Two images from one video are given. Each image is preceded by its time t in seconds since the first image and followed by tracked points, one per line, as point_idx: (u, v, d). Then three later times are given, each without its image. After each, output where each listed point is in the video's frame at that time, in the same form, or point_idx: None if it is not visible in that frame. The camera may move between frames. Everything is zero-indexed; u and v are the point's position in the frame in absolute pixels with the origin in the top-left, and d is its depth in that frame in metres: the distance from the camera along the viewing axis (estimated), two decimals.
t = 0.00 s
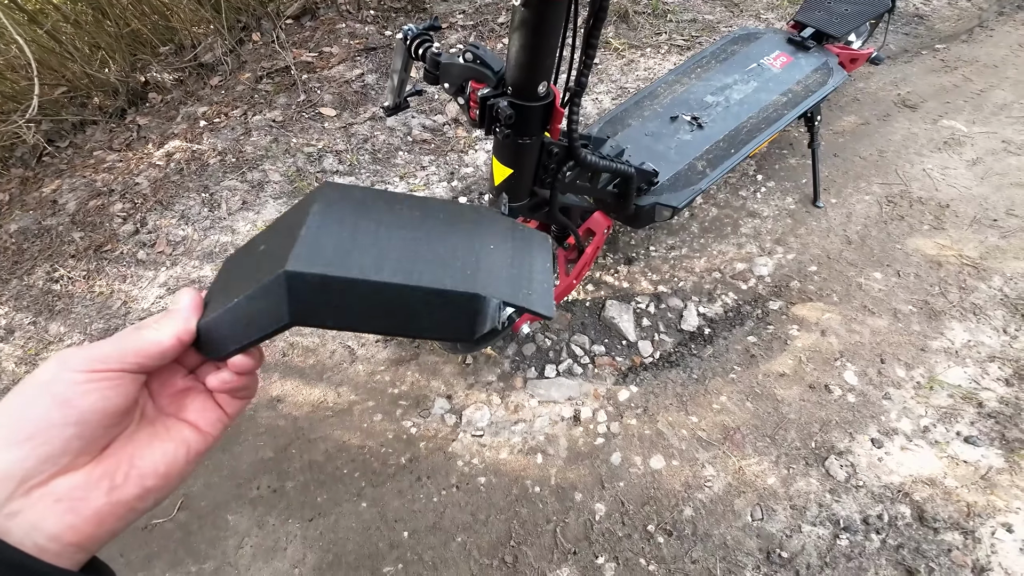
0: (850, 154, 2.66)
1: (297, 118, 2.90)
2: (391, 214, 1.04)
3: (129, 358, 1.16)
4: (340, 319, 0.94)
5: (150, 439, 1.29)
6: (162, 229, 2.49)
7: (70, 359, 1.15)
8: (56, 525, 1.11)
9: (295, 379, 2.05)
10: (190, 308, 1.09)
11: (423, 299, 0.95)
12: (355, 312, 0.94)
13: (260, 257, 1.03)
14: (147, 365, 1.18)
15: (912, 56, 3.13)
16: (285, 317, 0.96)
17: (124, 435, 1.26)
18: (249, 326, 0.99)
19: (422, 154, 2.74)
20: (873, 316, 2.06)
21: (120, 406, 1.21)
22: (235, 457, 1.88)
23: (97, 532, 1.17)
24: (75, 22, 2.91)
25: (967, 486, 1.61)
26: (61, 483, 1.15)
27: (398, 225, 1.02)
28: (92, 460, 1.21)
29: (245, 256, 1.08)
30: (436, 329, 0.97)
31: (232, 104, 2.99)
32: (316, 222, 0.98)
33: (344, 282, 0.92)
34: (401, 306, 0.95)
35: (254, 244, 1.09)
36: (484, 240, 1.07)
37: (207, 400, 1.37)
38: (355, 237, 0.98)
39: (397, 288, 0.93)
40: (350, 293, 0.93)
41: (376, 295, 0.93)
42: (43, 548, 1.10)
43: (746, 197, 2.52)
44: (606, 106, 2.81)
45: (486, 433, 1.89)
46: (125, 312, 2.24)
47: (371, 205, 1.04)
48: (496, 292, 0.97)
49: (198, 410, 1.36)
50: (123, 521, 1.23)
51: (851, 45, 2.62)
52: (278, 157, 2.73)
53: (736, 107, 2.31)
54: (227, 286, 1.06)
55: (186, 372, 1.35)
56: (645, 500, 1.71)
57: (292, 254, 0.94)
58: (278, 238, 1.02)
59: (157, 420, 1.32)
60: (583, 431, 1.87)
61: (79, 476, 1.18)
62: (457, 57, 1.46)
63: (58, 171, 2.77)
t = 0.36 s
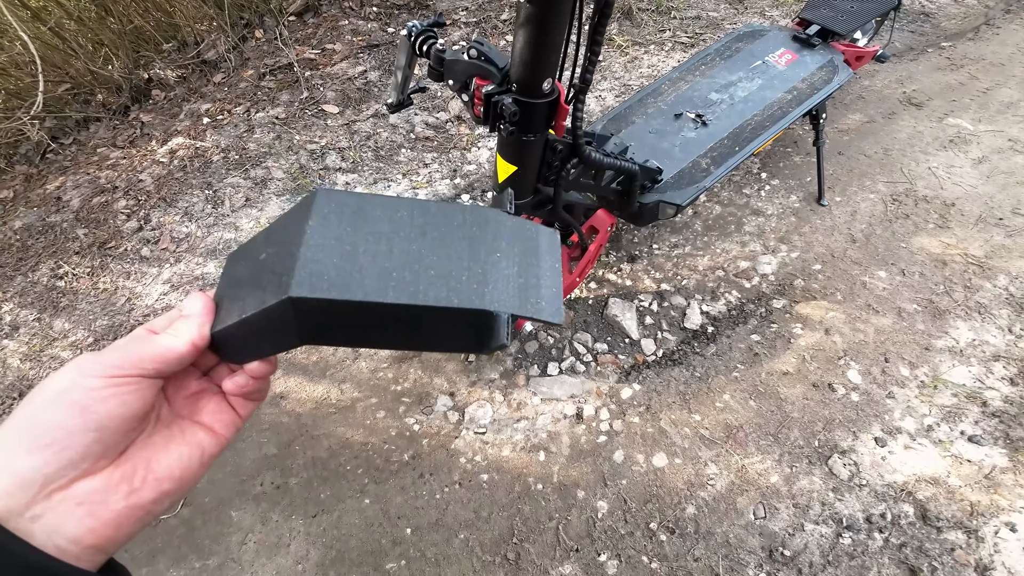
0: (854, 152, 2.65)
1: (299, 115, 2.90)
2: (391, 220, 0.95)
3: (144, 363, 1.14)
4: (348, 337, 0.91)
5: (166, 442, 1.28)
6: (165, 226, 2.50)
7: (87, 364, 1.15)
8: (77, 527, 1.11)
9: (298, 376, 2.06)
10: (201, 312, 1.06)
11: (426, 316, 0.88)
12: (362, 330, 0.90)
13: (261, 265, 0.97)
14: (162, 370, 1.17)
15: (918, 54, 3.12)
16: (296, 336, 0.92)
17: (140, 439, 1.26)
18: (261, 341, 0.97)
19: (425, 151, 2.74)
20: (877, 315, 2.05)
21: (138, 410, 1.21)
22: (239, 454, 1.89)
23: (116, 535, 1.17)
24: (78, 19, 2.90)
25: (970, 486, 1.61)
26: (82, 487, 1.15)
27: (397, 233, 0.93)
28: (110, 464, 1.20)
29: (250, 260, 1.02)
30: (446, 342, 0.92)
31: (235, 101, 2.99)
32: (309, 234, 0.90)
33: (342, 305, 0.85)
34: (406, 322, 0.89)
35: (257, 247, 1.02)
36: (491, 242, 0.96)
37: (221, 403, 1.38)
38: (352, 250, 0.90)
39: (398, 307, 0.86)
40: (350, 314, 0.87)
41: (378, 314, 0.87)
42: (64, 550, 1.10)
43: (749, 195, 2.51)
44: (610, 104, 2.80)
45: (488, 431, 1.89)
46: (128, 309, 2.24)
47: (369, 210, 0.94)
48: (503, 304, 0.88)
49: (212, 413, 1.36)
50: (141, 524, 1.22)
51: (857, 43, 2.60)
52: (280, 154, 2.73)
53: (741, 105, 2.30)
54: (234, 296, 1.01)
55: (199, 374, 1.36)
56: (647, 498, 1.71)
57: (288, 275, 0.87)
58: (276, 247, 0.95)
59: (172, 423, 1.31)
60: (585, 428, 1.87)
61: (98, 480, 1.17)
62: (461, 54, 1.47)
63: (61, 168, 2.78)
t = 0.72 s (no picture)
0: (861, 151, 2.63)
1: (304, 113, 2.91)
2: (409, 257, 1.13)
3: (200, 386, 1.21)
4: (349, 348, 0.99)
5: (206, 459, 1.32)
6: (172, 223, 2.51)
7: (149, 382, 1.21)
8: (122, 533, 1.14)
9: (302, 372, 2.07)
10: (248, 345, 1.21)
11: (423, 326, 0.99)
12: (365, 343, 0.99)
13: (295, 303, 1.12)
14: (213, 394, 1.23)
15: (926, 52, 3.10)
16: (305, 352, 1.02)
17: (184, 456, 1.30)
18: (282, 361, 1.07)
19: (429, 149, 2.75)
20: (882, 314, 2.04)
21: (186, 428, 1.25)
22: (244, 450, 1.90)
23: (154, 543, 1.19)
24: (85, 17, 2.92)
25: (976, 486, 1.60)
26: (131, 495, 1.19)
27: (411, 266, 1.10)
28: (157, 476, 1.24)
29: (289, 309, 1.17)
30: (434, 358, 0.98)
31: (241, 99, 3.01)
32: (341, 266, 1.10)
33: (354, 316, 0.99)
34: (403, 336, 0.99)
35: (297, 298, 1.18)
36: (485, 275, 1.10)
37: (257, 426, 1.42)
38: (373, 278, 1.07)
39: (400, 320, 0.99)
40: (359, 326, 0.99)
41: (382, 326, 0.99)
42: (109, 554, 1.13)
43: (754, 193, 2.50)
44: (614, 102, 2.80)
45: (491, 428, 1.89)
46: (135, 306, 2.26)
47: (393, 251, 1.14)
48: (492, 323, 0.98)
49: (247, 436, 1.40)
50: (176, 535, 1.24)
51: (864, 41, 2.59)
52: (285, 152, 2.74)
53: (746, 103, 2.30)
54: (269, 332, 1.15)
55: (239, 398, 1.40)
56: (650, 496, 1.70)
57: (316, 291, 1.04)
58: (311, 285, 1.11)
59: (212, 441, 1.36)
60: (588, 426, 1.87)
61: (145, 491, 1.21)
62: (466, 51, 1.45)
63: (69, 166, 2.80)
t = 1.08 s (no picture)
0: (860, 150, 2.65)
1: (305, 112, 2.92)
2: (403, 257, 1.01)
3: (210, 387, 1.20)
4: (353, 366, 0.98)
5: (216, 457, 1.32)
6: (174, 222, 2.52)
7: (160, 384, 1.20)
8: (138, 533, 1.14)
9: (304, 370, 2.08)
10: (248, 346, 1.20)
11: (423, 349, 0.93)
12: (366, 362, 0.96)
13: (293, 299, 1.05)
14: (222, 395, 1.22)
15: (925, 51, 3.11)
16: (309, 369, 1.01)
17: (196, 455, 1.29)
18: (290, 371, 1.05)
19: (430, 148, 2.76)
20: (881, 312, 2.05)
21: (196, 428, 1.25)
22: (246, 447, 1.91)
23: (170, 540, 1.19)
24: (87, 16, 2.92)
25: (973, 482, 1.61)
26: (146, 496, 1.17)
27: (405, 270, 1.00)
28: (169, 475, 1.23)
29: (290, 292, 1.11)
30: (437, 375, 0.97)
31: (242, 98, 3.02)
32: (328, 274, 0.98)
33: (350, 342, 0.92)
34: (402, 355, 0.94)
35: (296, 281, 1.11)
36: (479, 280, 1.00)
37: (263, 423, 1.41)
38: (365, 289, 0.97)
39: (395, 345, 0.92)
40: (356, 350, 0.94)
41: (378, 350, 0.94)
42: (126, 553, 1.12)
43: (754, 192, 2.52)
44: (615, 101, 2.81)
45: (492, 425, 1.90)
46: (137, 303, 2.27)
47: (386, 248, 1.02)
48: (489, 341, 0.93)
49: (255, 432, 1.39)
50: (190, 534, 1.23)
51: (863, 40, 2.60)
52: (287, 151, 2.75)
53: (746, 102, 2.30)
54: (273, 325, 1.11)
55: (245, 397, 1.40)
56: (650, 492, 1.72)
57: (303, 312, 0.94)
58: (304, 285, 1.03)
59: (220, 439, 1.35)
60: (588, 423, 1.88)
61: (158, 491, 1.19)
62: (468, 50, 1.47)
63: (71, 165, 2.81)
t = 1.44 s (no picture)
0: (853, 149, 2.65)
1: (297, 111, 2.90)
2: (382, 260, 0.79)
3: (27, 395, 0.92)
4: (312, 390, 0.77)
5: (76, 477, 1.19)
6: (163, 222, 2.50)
7: None
8: None
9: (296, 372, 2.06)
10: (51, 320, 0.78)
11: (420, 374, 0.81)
12: (333, 387, 0.78)
13: (197, 292, 0.72)
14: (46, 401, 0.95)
15: (918, 51, 3.11)
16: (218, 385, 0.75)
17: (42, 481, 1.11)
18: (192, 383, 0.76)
19: (423, 148, 2.74)
20: (874, 311, 2.05)
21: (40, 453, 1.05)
22: (237, 450, 1.90)
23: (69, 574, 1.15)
24: (76, 15, 2.89)
25: (966, 483, 1.61)
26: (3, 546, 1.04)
27: (390, 278, 0.79)
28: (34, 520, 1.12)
29: (169, 268, 0.74)
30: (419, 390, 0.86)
31: (233, 97, 2.99)
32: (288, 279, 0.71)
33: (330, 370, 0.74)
34: (388, 379, 0.81)
35: (177, 245, 0.74)
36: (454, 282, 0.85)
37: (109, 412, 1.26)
38: (320, 297, 0.73)
39: (386, 371, 0.78)
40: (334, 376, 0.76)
41: (345, 375, 0.77)
42: None
43: (748, 192, 2.51)
44: (608, 101, 2.80)
45: (485, 427, 1.89)
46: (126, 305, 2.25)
47: (358, 248, 0.78)
48: (468, 355, 0.83)
49: (98, 421, 1.24)
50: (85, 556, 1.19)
51: (857, 40, 2.60)
52: (278, 150, 2.73)
53: (739, 101, 2.30)
54: (142, 313, 0.73)
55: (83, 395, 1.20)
56: (643, 494, 1.71)
57: (239, 333, 0.71)
58: (226, 280, 0.72)
59: (74, 454, 1.21)
60: (582, 425, 1.87)
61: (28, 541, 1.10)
62: (456, 49, 1.45)
63: (59, 165, 2.77)
